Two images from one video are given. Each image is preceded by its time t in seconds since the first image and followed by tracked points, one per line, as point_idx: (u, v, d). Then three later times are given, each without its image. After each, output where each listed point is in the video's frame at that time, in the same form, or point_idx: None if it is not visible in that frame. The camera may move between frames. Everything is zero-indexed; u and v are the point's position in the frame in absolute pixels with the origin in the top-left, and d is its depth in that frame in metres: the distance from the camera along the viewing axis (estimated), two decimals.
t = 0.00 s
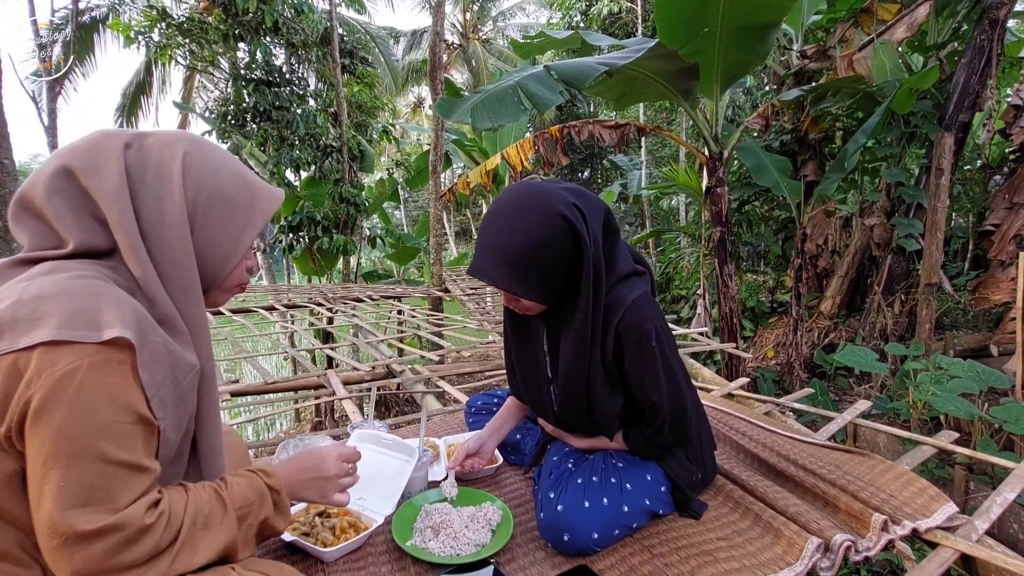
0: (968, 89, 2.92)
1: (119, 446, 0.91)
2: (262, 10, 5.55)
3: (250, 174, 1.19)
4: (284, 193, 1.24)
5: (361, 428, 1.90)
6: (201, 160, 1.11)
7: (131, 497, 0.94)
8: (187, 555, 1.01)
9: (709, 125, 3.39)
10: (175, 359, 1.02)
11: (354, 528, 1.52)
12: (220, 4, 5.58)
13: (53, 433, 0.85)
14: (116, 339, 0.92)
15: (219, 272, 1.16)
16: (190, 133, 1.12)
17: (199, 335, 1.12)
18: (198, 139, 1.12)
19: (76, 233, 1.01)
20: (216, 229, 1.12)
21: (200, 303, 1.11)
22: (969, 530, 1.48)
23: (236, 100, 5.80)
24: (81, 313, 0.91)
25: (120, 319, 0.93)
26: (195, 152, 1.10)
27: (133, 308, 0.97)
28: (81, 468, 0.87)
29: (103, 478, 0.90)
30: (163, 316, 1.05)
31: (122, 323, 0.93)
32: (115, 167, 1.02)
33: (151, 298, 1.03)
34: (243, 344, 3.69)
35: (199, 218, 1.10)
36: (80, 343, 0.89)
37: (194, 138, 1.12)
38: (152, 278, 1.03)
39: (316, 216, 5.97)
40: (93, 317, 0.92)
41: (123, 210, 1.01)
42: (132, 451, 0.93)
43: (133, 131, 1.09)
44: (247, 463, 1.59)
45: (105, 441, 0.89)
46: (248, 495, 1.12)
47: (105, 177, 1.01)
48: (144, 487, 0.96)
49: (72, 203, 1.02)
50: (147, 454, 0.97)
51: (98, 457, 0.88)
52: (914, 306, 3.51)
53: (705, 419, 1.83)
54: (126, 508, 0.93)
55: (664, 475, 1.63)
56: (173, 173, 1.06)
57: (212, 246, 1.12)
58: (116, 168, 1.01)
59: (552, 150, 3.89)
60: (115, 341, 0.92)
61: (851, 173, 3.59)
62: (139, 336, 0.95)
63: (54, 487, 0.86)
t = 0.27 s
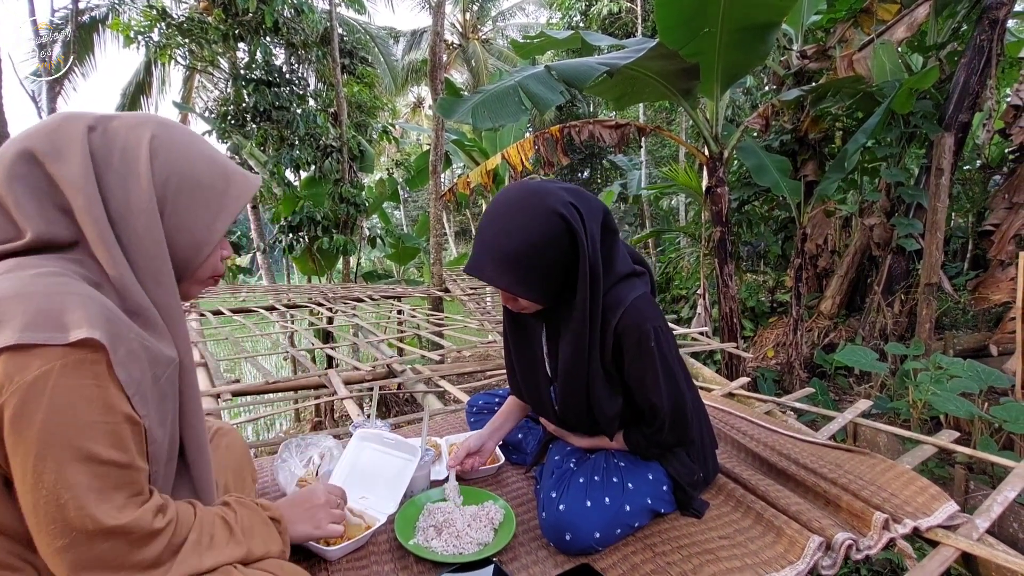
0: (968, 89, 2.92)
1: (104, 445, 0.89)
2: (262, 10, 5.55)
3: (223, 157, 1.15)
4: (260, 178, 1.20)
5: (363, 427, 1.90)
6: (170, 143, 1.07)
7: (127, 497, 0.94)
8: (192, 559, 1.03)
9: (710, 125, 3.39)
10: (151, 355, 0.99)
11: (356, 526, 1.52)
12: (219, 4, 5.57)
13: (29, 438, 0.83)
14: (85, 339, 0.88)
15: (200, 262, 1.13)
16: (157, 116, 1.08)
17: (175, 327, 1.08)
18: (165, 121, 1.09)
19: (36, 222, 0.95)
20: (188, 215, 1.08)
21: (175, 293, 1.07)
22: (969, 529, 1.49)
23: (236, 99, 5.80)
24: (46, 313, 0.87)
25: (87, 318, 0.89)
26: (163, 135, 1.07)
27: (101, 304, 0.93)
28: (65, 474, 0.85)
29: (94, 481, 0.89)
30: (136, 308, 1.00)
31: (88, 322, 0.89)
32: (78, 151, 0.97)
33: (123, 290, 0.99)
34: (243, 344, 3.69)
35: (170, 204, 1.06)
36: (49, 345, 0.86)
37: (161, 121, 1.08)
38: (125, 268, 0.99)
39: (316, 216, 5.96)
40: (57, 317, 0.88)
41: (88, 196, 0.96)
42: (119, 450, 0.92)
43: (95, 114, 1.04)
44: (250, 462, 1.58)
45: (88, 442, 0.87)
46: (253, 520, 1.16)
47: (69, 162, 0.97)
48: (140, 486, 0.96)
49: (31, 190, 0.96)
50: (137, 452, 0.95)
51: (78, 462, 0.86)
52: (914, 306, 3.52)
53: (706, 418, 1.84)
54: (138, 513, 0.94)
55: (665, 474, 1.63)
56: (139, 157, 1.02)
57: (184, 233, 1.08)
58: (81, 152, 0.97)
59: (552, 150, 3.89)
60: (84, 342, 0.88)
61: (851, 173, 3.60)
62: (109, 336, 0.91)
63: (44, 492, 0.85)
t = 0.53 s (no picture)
0: (967, 89, 2.92)
1: (82, 443, 0.89)
2: (261, 10, 5.55)
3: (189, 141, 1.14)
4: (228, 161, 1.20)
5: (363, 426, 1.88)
6: (134, 130, 1.06)
7: (115, 494, 0.94)
8: (188, 556, 1.03)
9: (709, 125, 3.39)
10: (125, 350, 0.98)
11: (355, 526, 1.53)
12: (219, 4, 5.57)
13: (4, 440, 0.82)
14: (51, 338, 0.86)
15: (183, 250, 1.13)
16: (116, 101, 1.07)
17: (148, 318, 1.07)
18: (124, 106, 1.07)
19: None
20: (157, 203, 1.07)
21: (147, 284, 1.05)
22: (967, 528, 1.49)
23: (235, 99, 5.81)
24: (6, 314, 0.85)
25: (50, 317, 0.87)
26: (124, 121, 1.05)
27: (67, 301, 0.91)
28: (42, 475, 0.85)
29: (76, 479, 0.88)
30: (106, 302, 0.99)
31: (52, 322, 0.87)
32: (35, 141, 0.95)
33: (91, 283, 0.97)
34: (243, 344, 3.68)
35: (136, 192, 1.05)
36: (11, 345, 0.84)
37: (121, 106, 1.06)
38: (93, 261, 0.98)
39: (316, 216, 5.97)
40: (17, 317, 0.86)
41: (49, 187, 0.94)
42: (99, 448, 0.91)
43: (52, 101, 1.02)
44: (247, 460, 1.58)
45: (64, 440, 0.87)
46: (250, 520, 1.16)
47: (25, 152, 0.95)
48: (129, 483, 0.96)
49: None
50: (118, 449, 0.95)
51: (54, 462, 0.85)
52: (914, 306, 3.52)
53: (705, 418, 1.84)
54: (128, 510, 0.94)
55: (664, 474, 1.63)
56: (101, 144, 1.01)
57: (155, 224, 1.08)
58: (38, 141, 0.95)
59: (552, 150, 3.89)
60: (48, 342, 0.87)
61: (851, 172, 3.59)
62: (76, 335, 0.89)
63: (26, 492, 0.84)
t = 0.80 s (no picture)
0: (966, 89, 2.92)
1: (74, 443, 0.88)
2: (261, 10, 5.55)
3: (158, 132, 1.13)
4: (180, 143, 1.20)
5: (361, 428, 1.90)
6: (126, 127, 1.04)
7: (112, 493, 0.93)
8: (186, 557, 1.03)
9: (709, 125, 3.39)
10: (116, 348, 0.97)
11: (354, 525, 1.53)
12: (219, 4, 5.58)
13: None
14: (34, 343, 0.85)
15: (152, 239, 1.14)
16: (102, 94, 1.03)
17: (135, 319, 1.05)
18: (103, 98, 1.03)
19: None
20: (144, 199, 1.08)
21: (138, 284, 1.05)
22: (965, 528, 1.49)
23: (235, 100, 5.82)
24: None
25: (34, 324, 0.86)
26: (115, 119, 1.03)
27: (48, 303, 0.89)
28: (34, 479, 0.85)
29: (73, 477, 0.88)
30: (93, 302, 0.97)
31: (34, 325, 0.85)
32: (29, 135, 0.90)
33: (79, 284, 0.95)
34: (242, 344, 3.69)
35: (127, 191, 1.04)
36: None
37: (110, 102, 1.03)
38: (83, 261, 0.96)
39: (316, 216, 5.98)
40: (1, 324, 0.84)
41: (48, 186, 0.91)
42: (93, 447, 0.91)
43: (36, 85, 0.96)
44: (246, 460, 1.58)
45: (55, 442, 0.86)
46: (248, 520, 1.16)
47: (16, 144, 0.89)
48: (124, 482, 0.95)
49: None
50: (111, 448, 0.94)
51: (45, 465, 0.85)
52: (913, 306, 3.52)
53: (704, 418, 1.83)
54: (126, 508, 0.94)
55: (662, 474, 1.63)
56: (101, 142, 0.98)
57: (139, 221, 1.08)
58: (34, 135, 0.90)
59: (551, 150, 3.90)
60: (33, 346, 0.85)
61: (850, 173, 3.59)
62: (60, 336, 0.88)
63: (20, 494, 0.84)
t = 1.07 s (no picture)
0: (965, 90, 2.92)
1: (62, 430, 0.89)
2: (261, 11, 5.55)
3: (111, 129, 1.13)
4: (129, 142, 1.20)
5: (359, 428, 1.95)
6: (92, 120, 1.06)
7: (105, 478, 0.94)
8: (181, 553, 1.03)
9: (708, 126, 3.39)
10: (90, 336, 0.97)
11: (354, 526, 1.53)
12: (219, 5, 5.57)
13: None
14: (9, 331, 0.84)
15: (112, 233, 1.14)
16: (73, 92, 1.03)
17: (109, 312, 1.04)
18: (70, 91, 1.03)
19: None
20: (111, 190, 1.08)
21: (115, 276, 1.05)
22: (964, 529, 1.49)
23: (235, 100, 5.83)
24: None
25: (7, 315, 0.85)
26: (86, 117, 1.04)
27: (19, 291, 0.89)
28: (19, 471, 0.85)
29: (69, 460, 0.89)
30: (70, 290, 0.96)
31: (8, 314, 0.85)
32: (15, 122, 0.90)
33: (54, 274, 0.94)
34: (242, 345, 3.69)
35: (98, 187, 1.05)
36: None
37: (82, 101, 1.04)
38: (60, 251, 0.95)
39: (316, 216, 5.97)
40: None
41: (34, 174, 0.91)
42: (77, 435, 0.91)
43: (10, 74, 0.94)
44: (245, 462, 1.58)
45: (43, 429, 0.86)
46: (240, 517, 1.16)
47: None
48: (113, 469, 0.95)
49: None
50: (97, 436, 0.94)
51: (28, 458, 0.85)
52: (912, 307, 3.53)
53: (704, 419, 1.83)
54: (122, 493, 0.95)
55: (662, 476, 1.63)
56: (79, 132, 1.00)
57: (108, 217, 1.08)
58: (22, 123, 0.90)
59: (551, 151, 3.90)
60: (8, 336, 0.84)
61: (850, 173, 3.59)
62: (34, 323, 0.88)
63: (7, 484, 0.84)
